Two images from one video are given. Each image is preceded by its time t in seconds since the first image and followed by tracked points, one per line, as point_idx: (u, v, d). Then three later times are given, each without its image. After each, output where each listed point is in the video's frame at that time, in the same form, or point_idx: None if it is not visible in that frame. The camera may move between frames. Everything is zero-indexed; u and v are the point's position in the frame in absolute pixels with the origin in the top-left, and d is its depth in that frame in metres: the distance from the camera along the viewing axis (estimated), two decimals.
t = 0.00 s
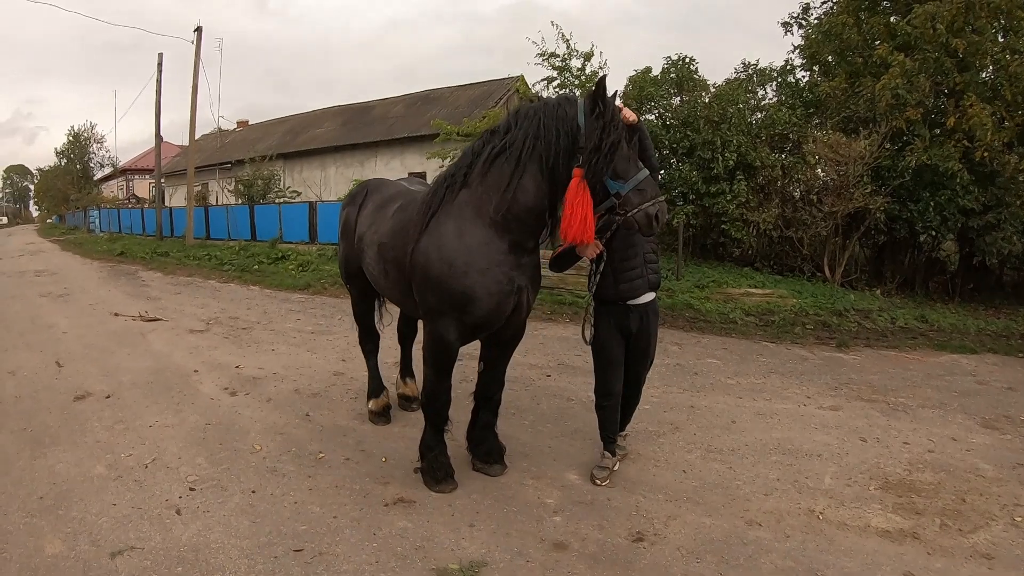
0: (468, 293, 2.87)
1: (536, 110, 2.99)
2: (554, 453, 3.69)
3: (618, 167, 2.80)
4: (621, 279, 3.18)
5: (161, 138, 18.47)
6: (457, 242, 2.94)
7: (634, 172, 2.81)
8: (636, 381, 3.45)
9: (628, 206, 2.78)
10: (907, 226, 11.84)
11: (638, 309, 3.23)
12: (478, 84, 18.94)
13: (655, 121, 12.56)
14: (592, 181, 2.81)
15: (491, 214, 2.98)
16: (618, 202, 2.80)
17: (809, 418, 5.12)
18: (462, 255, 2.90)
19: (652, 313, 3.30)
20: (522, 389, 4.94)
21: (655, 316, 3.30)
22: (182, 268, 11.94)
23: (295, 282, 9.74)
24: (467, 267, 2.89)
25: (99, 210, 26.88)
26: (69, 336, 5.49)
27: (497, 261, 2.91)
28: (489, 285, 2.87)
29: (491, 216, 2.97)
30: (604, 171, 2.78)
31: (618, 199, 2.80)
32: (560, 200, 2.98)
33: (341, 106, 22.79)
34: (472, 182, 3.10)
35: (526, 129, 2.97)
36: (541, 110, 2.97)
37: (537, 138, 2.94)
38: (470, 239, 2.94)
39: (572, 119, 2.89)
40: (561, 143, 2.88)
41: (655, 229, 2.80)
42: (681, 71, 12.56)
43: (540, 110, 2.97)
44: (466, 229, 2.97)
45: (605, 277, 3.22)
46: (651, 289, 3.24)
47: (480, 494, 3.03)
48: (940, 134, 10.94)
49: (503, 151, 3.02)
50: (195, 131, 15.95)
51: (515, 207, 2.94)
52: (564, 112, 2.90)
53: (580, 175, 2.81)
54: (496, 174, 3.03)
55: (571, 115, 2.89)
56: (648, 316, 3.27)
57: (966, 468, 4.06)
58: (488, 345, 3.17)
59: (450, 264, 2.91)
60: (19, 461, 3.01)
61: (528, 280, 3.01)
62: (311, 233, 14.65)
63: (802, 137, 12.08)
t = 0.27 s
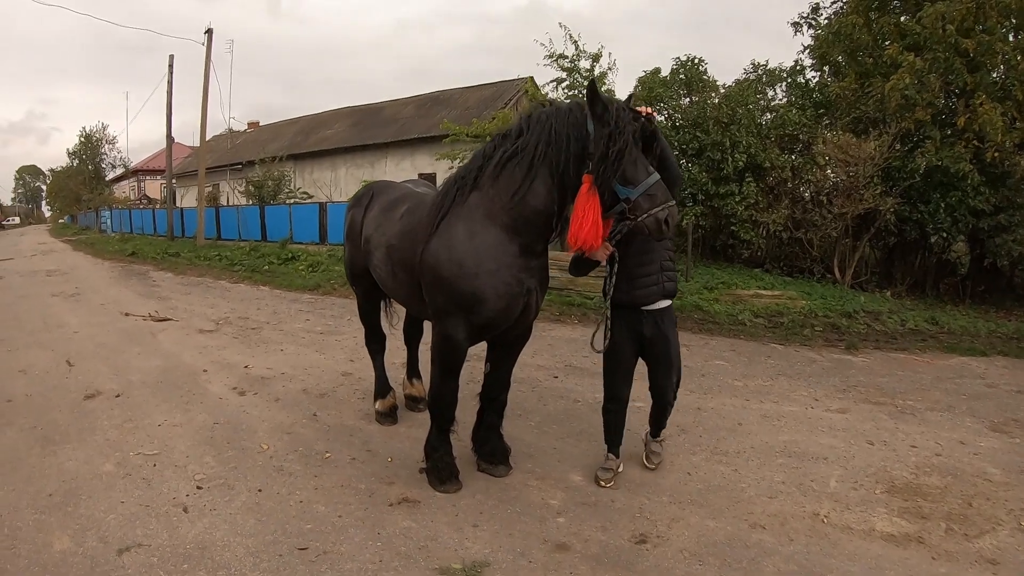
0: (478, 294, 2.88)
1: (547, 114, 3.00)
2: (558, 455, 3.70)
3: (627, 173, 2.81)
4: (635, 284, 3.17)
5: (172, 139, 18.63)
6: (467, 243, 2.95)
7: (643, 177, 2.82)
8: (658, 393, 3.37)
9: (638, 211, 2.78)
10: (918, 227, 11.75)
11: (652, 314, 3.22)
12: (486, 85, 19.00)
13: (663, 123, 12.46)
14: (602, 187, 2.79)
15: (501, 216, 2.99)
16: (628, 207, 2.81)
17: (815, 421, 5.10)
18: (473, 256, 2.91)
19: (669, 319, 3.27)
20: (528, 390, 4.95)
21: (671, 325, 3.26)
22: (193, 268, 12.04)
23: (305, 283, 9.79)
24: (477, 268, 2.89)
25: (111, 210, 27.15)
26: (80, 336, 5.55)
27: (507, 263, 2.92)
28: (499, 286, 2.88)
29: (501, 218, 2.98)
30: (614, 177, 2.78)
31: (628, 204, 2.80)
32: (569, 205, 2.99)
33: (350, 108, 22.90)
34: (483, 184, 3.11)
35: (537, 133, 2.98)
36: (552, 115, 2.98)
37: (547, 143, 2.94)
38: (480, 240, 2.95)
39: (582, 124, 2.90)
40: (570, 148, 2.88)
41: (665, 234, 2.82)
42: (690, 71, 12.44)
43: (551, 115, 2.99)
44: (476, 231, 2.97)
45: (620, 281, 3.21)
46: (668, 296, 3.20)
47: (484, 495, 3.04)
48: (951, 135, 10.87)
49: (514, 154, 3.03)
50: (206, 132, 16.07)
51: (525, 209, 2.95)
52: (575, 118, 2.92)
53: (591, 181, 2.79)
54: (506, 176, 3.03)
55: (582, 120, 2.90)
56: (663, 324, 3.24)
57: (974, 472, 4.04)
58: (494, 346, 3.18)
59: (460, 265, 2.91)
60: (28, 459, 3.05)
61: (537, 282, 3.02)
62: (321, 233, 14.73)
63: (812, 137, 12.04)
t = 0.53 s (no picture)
0: (494, 295, 2.87)
1: (560, 116, 3.00)
2: (566, 454, 3.69)
3: (638, 174, 2.80)
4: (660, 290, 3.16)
5: (178, 141, 18.72)
6: (482, 243, 2.93)
7: (655, 178, 2.80)
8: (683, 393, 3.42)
9: (648, 212, 2.77)
10: (925, 224, 11.66)
11: (677, 320, 3.20)
12: (491, 85, 19.00)
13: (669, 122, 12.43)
14: (612, 186, 2.81)
15: (516, 217, 2.98)
16: (638, 208, 2.79)
17: (823, 420, 5.08)
18: (489, 257, 2.89)
19: (696, 326, 3.24)
20: (535, 390, 4.94)
21: (698, 331, 3.23)
22: (200, 270, 12.09)
23: (311, 284, 9.82)
24: (493, 269, 2.88)
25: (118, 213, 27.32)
26: (88, 338, 5.58)
27: (522, 263, 2.90)
28: (514, 287, 2.87)
29: (516, 219, 2.97)
30: (623, 175, 2.79)
31: (638, 205, 2.79)
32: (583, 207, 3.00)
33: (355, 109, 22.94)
34: (496, 184, 3.09)
35: (551, 134, 2.98)
36: (565, 117, 2.98)
37: (561, 144, 2.95)
38: (496, 241, 2.93)
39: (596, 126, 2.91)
40: (583, 151, 2.90)
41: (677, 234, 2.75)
42: (695, 70, 12.42)
43: (564, 116, 2.99)
44: (491, 231, 2.95)
45: (646, 286, 3.21)
46: (693, 303, 3.15)
47: (492, 496, 3.04)
48: (958, 131, 10.78)
49: (528, 155, 3.03)
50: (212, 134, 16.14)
51: (540, 211, 2.95)
52: (589, 120, 2.92)
53: (600, 181, 2.82)
54: (520, 177, 3.02)
55: (596, 122, 2.90)
56: (689, 329, 3.20)
57: (983, 470, 4.00)
58: (503, 347, 3.18)
59: (476, 266, 2.90)
60: (38, 460, 3.07)
61: (550, 283, 3.02)
62: (327, 234, 14.77)
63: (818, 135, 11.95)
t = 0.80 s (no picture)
0: (504, 292, 2.85)
1: (568, 112, 2.99)
2: (571, 451, 3.68)
3: (647, 169, 2.78)
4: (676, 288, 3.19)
5: (179, 141, 18.72)
6: (492, 240, 2.91)
7: (663, 174, 2.77)
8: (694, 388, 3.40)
9: (659, 209, 2.76)
10: (928, 219, 11.60)
11: (692, 317, 3.21)
12: (492, 82, 18.96)
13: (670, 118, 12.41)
14: (621, 182, 2.83)
15: (525, 214, 2.97)
16: (649, 205, 2.79)
17: (827, 414, 5.07)
18: (500, 253, 2.88)
19: (712, 323, 3.25)
20: (540, 386, 4.94)
21: (713, 327, 3.24)
22: (202, 269, 12.10)
23: (313, 282, 9.82)
24: (504, 266, 2.86)
25: (120, 213, 27.37)
26: (92, 338, 5.58)
27: (532, 260, 2.90)
28: (524, 283, 2.86)
29: (525, 215, 2.96)
30: (634, 170, 2.78)
31: (649, 200, 2.79)
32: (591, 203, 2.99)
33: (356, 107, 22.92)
34: (504, 180, 3.07)
35: (560, 131, 2.97)
36: (574, 114, 2.97)
37: (571, 141, 2.94)
38: (506, 238, 2.91)
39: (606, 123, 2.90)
40: (593, 148, 2.89)
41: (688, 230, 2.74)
42: (696, 66, 12.41)
43: (573, 113, 2.98)
44: (501, 228, 2.94)
45: (663, 282, 3.26)
46: (710, 302, 3.17)
47: (498, 493, 3.03)
48: (961, 126, 10.75)
49: (535, 152, 3.02)
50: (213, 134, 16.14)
51: (549, 207, 2.94)
52: (597, 117, 2.92)
53: (609, 178, 2.84)
54: (529, 174, 3.01)
55: (605, 119, 2.90)
56: (705, 324, 3.22)
57: (988, 464, 3.99)
58: (510, 344, 3.17)
59: (486, 263, 2.88)
60: (42, 461, 3.07)
61: (559, 279, 3.01)
62: (329, 232, 14.77)
63: (820, 130, 11.92)
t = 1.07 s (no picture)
0: (509, 290, 2.85)
1: (573, 110, 2.99)
2: (572, 447, 3.68)
3: (655, 169, 2.80)
4: (676, 281, 3.21)
5: (174, 139, 18.64)
6: (496, 237, 2.91)
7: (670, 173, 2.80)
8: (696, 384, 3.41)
9: (666, 207, 2.78)
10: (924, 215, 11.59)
11: (694, 310, 3.23)
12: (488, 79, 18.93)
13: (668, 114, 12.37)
14: (630, 181, 2.83)
15: (530, 211, 2.96)
16: (656, 203, 2.80)
17: (826, 410, 5.07)
18: (504, 251, 2.87)
19: (713, 320, 3.25)
20: (539, 383, 4.93)
21: (714, 323, 3.25)
22: (198, 268, 12.05)
23: (311, 280, 9.79)
24: (508, 263, 2.86)
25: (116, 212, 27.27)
26: (89, 337, 5.55)
27: (536, 257, 2.89)
28: (529, 281, 2.85)
29: (529, 213, 2.96)
30: (643, 170, 2.80)
31: (656, 200, 2.80)
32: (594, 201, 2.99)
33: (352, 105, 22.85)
34: (508, 177, 3.07)
35: (565, 129, 2.97)
36: (579, 112, 2.97)
37: (576, 139, 2.94)
38: (510, 235, 2.91)
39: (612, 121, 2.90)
40: (600, 145, 2.89)
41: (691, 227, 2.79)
42: (692, 62, 12.32)
43: (578, 111, 2.98)
44: (505, 225, 2.93)
45: (664, 277, 3.28)
46: (711, 294, 3.16)
47: (499, 490, 3.02)
48: (957, 123, 10.79)
49: (539, 149, 3.02)
50: (208, 132, 16.07)
51: (553, 205, 2.94)
52: (602, 115, 2.92)
53: (619, 177, 2.83)
54: (533, 171, 3.01)
55: (611, 118, 2.90)
56: (705, 319, 3.23)
57: (987, 460, 4.00)
58: (512, 342, 3.16)
59: (491, 260, 2.87)
60: (40, 461, 3.05)
61: (563, 277, 3.01)
62: (326, 230, 14.73)
63: (817, 126, 11.91)
